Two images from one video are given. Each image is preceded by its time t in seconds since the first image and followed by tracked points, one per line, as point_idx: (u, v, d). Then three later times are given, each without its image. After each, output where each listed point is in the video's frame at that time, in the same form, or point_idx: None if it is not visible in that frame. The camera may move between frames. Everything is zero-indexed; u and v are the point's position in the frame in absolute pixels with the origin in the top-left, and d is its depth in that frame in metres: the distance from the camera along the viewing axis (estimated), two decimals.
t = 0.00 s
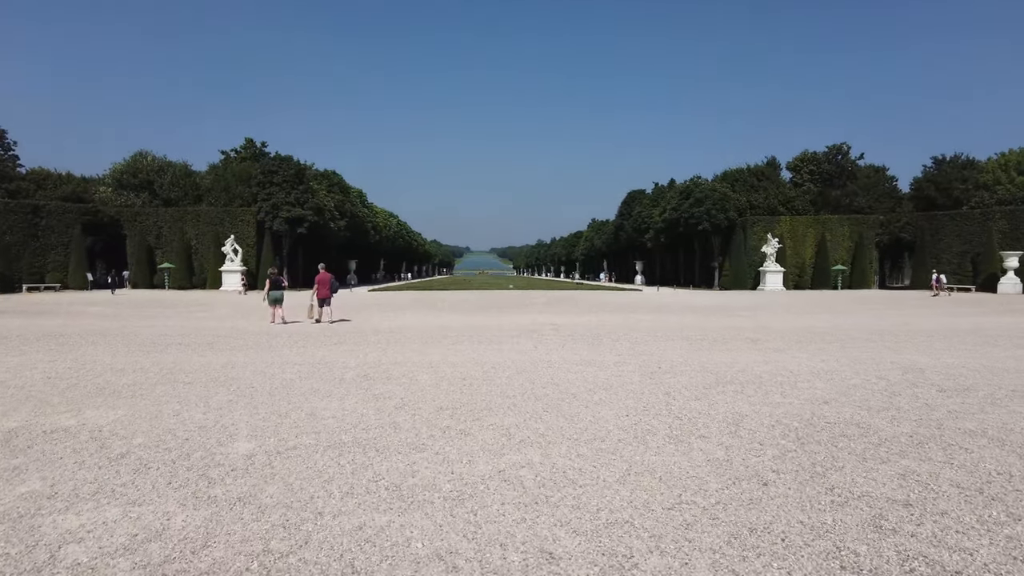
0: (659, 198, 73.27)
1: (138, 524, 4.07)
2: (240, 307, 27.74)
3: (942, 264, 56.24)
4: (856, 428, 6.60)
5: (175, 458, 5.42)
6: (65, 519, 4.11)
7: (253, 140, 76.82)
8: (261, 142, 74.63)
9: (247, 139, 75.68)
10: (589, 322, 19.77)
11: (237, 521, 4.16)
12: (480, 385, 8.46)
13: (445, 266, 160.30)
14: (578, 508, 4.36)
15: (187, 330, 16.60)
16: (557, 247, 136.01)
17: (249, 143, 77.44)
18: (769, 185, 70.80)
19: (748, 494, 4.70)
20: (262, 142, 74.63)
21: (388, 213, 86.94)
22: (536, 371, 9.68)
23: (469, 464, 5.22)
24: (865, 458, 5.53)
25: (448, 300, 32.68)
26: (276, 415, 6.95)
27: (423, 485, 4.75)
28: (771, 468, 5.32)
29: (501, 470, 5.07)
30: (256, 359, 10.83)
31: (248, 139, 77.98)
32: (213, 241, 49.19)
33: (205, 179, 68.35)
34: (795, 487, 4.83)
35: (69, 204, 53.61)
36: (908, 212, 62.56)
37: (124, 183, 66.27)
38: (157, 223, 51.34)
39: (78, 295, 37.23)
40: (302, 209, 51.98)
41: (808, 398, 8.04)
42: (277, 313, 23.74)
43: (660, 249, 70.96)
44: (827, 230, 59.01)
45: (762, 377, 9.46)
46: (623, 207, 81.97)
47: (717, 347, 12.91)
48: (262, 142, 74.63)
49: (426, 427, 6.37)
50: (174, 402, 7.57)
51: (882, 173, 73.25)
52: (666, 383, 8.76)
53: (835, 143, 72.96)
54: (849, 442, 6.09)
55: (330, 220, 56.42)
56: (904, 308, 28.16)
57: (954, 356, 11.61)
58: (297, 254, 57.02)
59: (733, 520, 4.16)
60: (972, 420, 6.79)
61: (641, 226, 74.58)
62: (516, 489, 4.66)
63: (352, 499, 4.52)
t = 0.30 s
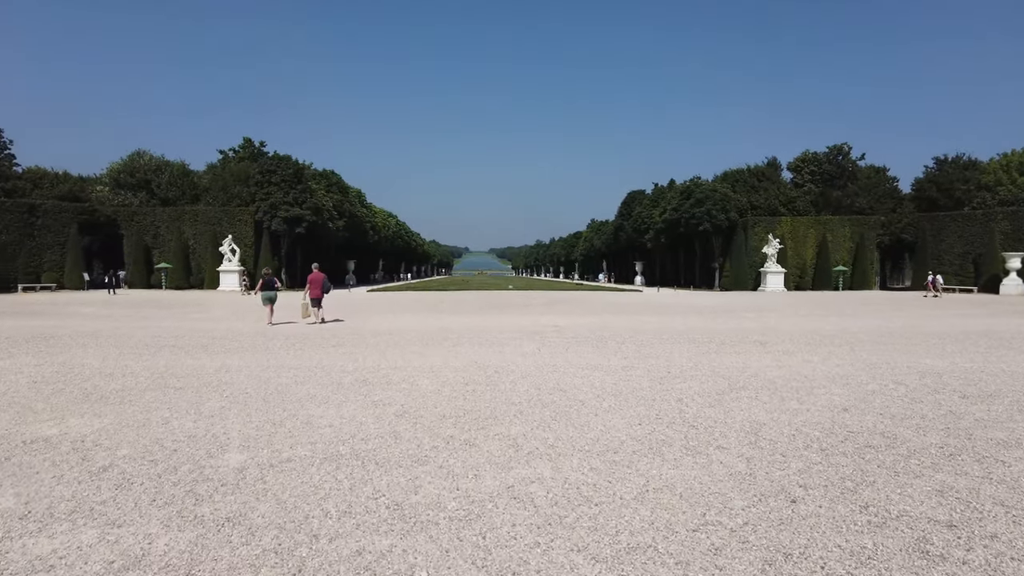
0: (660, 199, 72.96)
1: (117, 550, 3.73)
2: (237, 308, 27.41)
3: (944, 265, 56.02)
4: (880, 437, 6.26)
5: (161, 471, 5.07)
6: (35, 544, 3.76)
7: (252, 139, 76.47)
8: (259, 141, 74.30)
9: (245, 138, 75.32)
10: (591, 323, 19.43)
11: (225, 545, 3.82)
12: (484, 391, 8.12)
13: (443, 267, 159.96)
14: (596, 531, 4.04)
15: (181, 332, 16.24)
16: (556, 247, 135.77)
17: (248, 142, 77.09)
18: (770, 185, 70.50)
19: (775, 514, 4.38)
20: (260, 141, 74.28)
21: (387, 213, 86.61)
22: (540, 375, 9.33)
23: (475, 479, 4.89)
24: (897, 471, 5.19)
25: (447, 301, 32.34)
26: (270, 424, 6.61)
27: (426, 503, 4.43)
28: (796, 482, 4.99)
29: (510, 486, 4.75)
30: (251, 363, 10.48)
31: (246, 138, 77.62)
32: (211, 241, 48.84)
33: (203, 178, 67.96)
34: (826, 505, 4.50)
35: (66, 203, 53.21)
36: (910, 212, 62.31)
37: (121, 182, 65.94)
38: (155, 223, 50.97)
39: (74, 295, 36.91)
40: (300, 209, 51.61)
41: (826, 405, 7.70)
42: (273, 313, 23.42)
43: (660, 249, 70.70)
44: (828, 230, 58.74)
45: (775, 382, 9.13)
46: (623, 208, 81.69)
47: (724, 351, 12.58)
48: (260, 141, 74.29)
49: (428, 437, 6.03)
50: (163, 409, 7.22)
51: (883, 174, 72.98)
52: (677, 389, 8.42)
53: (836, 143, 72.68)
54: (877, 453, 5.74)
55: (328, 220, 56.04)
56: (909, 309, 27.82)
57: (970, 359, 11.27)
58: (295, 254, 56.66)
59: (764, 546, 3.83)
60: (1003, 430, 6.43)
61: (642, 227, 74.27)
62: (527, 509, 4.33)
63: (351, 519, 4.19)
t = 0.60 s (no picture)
0: (656, 198, 72.69)
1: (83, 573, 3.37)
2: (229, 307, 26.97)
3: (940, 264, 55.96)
4: (903, 442, 5.93)
5: (138, 483, 4.70)
6: None
7: (245, 137, 75.93)
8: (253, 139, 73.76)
9: (239, 136, 74.79)
10: (591, 322, 19.13)
11: (204, 568, 3.46)
12: (484, 393, 7.78)
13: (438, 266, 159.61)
14: (610, 549, 3.70)
15: (171, 332, 15.88)
16: (552, 247, 135.43)
17: (242, 140, 76.55)
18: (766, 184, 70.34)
19: (802, 527, 4.05)
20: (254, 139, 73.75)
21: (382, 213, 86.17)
22: (542, 376, 8.98)
23: (477, 491, 4.54)
24: (927, 479, 4.87)
25: (443, 300, 31.98)
26: (259, 429, 6.25)
27: (426, 518, 4.09)
28: (821, 492, 4.65)
29: (515, 499, 4.40)
30: (241, 364, 10.10)
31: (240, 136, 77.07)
32: (204, 240, 48.35)
33: (196, 176, 67.37)
34: (856, 517, 4.18)
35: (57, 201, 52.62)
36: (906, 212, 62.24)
37: (113, 181, 65.30)
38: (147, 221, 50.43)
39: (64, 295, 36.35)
40: (294, 208, 51.13)
41: (841, 407, 7.37)
42: (266, 313, 23.08)
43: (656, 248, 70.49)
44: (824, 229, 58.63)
45: (785, 384, 8.82)
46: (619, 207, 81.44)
47: (729, 350, 12.27)
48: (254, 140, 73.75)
49: (426, 443, 5.68)
50: (146, 413, 6.84)
51: (879, 173, 72.93)
52: (685, 391, 8.08)
53: (832, 142, 72.59)
54: (901, 459, 5.42)
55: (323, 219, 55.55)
56: (909, 308, 27.63)
57: (982, 360, 10.96)
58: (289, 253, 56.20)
59: (795, 566, 3.51)
60: None
61: (638, 226, 74.05)
62: (535, 524, 3.99)
63: (342, 536, 3.84)
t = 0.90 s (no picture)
0: (651, 198, 72.44)
1: None
2: (220, 308, 26.53)
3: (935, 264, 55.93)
4: (929, 452, 5.59)
5: (109, 503, 4.28)
6: None
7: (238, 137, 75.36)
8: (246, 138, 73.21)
9: (231, 135, 74.23)
10: (590, 324, 18.78)
11: None
12: (485, 399, 7.42)
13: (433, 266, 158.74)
14: None
15: (158, 334, 15.46)
16: (547, 246, 135.17)
17: (234, 139, 75.97)
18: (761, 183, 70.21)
19: (836, 553, 3.71)
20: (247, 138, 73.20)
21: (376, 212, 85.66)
22: (543, 381, 8.62)
23: (479, 512, 4.20)
24: (963, 495, 4.53)
25: (438, 301, 31.61)
26: (246, 440, 5.87)
27: (426, 545, 3.72)
28: (851, 511, 4.31)
29: (522, 521, 4.04)
30: (229, 368, 9.71)
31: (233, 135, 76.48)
32: (196, 240, 47.83)
33: (188, 175, 66.76)
34: (892, 540, 3.84)
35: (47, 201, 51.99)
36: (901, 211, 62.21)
37: (104, 180, 64.67)
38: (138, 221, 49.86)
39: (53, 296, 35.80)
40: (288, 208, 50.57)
41: (858, 414, 7.03)
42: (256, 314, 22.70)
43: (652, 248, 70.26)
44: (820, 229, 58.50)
45: (796, 388, 8.47)
46: (614, 206, 81.19)
47: (733, 353, 11.94)
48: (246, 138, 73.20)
49: (422, 457, 5.31)
50: (125, 423, 6.43)
51: (875, 172, 72.89)
52: (694, 397, 7.73)
53: (828, 142, 72.61)
54: (930, 471, 5.08)
55: (317, 219, 54.99)
56: (909, 308, 27.35)
57: (995, 362, 10.66)
58: (282, 252, 55.67)
59: None
60: None
61: (633, 225, 73.86)
62: (545, 553, 3.63)
63: (333, 566, 3.48)
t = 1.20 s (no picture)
0: (650, 197, 72.14)
1: None
2: (216, 308, 26.18)
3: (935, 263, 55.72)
4: (964, 461, 5.23)
5: (81, 522, 3.90)
6: None
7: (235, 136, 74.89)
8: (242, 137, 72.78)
9: (227, 135, 73.80)
10: (592, 324, 18.43)
11: None
12: (489, 404, 7.07)
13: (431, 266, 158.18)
14: None
15: (150, 335, 15.09)
16: (545, 246, 135.01)
17: (231, 138, 75.60)
18: (760, 182, 69.98)
19: None
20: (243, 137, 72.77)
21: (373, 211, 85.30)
22: (548, 384, 8.27)
23: (487, 531, 3.84)
24: (1012, 510, 4.16)
25: (436, 301, 31.25)
26: (236, 450, 5.49)
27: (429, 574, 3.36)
28: (892, 528, 3.94)
29: (535, 544, 3.69)
30: (221, 371, 9.32)
31: (229, 134, 76.07)
32: (192, 239, 47.39)
33: (184, 174, 66.28)
34: (944, 565, 3.47)
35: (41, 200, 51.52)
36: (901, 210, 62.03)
37: (99, 179, 64.30)
38: (133, 221, 49.44)
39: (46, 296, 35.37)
40: (284, 207, 50.14)
41: (881, 418, 6.67)
42: (251, 313, 22.34)
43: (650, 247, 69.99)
44: (820, 228, 58.25)
45: (812, 391, 8.12)
46: (612, 205, 80.89)
47: (742, 354, 11.60)
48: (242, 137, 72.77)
49: (424, 467, 4.94)
50: (108, 429, 6.05)
51: (874, 171, 72.72)
52: (707, 401, 7.39)
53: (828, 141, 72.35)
54: (969, 482, 4.71)
55: (313, 218, 54.54)
56: (912, 307, 27.03)
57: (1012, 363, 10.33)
58: (279, 252, 55.24)
59: None
60: None
61: (631, 225, 73.58)
62: None
63: None
